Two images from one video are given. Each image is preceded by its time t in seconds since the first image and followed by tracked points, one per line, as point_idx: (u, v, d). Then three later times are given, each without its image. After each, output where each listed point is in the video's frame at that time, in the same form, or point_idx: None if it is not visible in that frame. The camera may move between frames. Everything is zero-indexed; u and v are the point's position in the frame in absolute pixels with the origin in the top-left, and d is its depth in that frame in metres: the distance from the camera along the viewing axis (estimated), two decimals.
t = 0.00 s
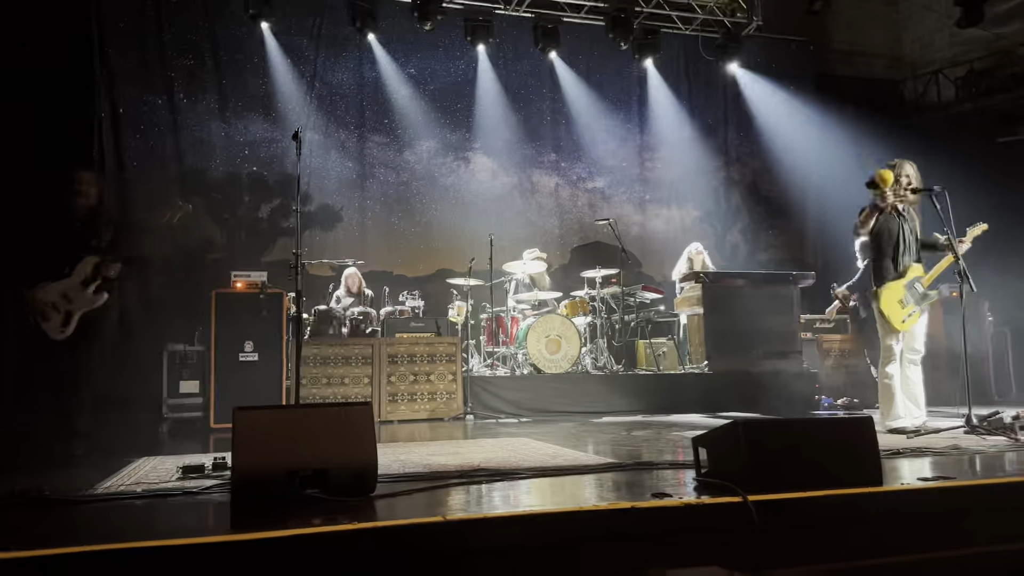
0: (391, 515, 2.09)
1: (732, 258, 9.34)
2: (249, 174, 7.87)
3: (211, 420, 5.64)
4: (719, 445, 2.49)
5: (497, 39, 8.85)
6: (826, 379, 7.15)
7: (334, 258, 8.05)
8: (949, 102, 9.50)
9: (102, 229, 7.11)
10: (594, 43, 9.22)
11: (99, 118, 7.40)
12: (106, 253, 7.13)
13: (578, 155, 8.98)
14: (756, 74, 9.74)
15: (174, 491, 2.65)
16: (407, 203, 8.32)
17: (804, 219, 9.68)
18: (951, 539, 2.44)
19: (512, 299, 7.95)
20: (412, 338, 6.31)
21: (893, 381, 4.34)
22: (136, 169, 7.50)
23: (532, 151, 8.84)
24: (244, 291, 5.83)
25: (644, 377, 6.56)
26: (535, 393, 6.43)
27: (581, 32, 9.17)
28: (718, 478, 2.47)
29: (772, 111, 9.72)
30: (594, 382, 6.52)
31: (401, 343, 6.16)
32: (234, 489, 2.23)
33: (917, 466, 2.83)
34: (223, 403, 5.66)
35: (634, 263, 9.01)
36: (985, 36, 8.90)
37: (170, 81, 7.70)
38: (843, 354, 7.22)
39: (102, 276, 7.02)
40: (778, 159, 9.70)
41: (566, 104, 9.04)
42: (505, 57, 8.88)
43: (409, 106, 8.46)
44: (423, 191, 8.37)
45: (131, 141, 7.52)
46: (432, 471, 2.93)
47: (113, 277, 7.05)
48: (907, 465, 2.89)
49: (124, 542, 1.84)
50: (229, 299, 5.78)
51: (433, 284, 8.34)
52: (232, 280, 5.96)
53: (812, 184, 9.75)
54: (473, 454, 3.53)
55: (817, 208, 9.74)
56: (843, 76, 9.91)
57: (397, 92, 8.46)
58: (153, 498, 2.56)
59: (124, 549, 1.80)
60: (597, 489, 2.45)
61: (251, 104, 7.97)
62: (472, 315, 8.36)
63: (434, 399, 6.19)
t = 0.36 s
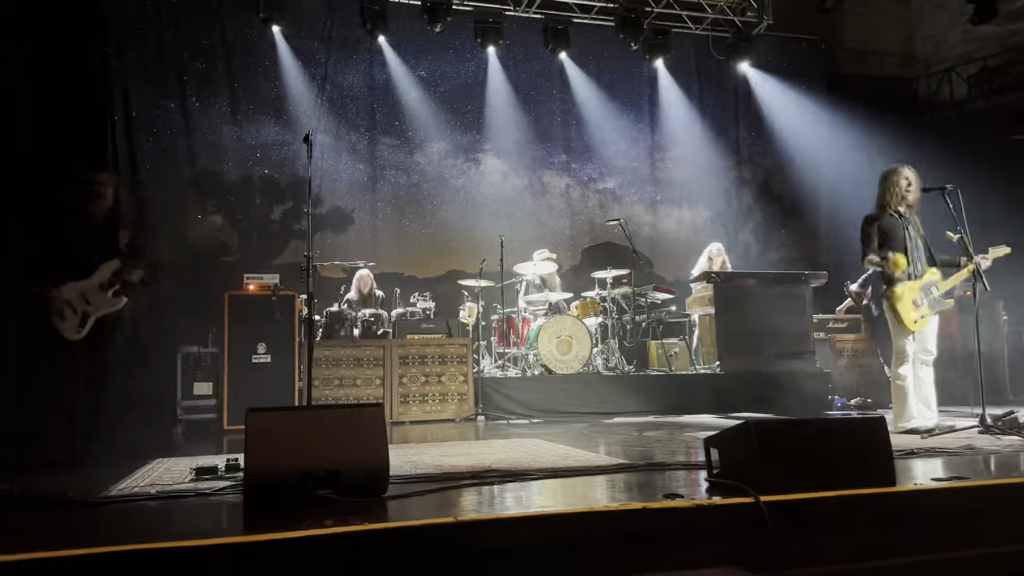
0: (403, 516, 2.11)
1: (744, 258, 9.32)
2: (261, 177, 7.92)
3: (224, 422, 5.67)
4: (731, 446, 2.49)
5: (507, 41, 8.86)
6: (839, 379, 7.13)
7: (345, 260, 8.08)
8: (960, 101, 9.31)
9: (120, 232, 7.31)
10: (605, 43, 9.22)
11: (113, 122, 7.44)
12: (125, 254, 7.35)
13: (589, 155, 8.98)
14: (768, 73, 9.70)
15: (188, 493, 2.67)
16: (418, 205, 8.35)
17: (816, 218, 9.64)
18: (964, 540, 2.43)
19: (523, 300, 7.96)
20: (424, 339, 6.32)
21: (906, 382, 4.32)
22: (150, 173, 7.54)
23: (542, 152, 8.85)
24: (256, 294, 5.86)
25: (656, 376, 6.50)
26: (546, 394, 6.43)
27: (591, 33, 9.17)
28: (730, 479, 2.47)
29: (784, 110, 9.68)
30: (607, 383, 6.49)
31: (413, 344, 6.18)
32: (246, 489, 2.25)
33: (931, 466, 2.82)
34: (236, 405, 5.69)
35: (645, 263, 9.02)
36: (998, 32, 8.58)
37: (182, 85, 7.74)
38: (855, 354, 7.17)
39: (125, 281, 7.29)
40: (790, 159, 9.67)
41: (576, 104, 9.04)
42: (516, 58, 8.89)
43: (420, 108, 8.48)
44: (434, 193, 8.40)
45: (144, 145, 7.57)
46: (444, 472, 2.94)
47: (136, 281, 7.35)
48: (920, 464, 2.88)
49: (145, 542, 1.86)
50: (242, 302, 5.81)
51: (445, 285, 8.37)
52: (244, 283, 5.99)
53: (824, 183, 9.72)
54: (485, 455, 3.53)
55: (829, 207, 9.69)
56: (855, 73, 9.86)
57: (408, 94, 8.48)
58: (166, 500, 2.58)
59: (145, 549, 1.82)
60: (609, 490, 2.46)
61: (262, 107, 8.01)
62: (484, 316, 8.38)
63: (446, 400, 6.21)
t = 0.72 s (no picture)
0: (415, 516, 2.12)
1: (755, 259, 9.28)
2: (273, 180, 7.96)
3: (237, 423, 5.69)
4: (741, 448, 2.49)
5: (517, 42, 8.87)
6: (852, 379, 7.09)
7: (357, 262, 8.11)
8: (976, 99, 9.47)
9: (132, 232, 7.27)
10: (615, 43, 9.22)
11: (126, 127, 7.49)
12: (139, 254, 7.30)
13: (599, 156, 8.97)
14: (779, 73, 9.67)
15: (201, 494, 2.69)
16: (429, 207, 8.36)
17: (828, 218, 9.58)
18: (978, 540, 2.42)
19: (534, 301, 7.97)
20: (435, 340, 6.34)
21: (916, 382, 4.29)
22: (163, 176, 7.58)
23: (552, 153, 8.85)
24: (268, 296, 5.89)
25: (668, 378, 6.48)
26: (557, 396, 6.43)
27: (601, 34, 9.17)
28: (742, 480, 2.46)
29: (796, 110, 9.63)
30: (618, 384, 6.48)
31: (424, 345, 6.19)
32: (258, 489, 2.27)
33: (944, 467, 2.81)
34: (249, 406, 5.72)
35: (656, 264, 9.00)
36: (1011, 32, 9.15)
37: (194, 89, 7.79)
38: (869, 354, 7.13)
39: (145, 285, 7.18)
40: (801, 159, 9.62)
41: (587, 106, 9.03)
42: (526, 60, 8.91)
43: (430, 110, 8.50)
44: (444, 194, 8.41)
45: (157, 150, 7.62)
46: (455, 473, 2.94)
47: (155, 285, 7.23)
48: (933, 466, 2.87)
49: (163, 543, 1.88)
50: (255, 303, 5.85)
51: (456, 286, 8.38)
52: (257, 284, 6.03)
53: (837, 183, 9.66)
54: (496, 457, 3.54)
55: (842, 207, 9.64)
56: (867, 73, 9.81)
57: (418, 96, 8.50)
58: (179, 501, 2.60)
59: (162, 550, 1.84)
60: (620, 491, 2.46)
61: (274, 110, 8.05)
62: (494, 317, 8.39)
63: (457, 401, 6.22)
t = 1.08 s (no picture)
0: (428, 517, 2.12)
1: (768, 259, 9.24)
2: (286, 182, 8.00)
3: (250, 424, 5.72)
4: (754, 450, 2.49)
5: (529, 43, 8.87)
6: (866, 381, 7.05)
7: (369, 263, 8.13)
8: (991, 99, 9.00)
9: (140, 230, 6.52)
10: (627, 43, 9.20)
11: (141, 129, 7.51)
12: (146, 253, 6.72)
13: (611, 157, 8.96)
14: (793, 73, 9.64)
15: (215, 494, 2.70)
16: (441, 208, 8.37)
17: (842, 219, 9.53)
18: (995, 543, 2.40)
19: (546, 302, 7.97)
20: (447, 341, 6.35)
21: (937, 390, 4.26)
22: (176, 178, 7.60)
23: (565, 154, 8.84)
24: (281, 296, 5.92)
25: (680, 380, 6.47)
26: (569, 397, 6.42)
27: (613, 34, 9.15)
28: (756, 482, 2.46)
29: (809, 110, 9.60)
30: (630, 385, 6.47)
31: (436, 346, 6.20)
32: (272, 488, 2.28)
33: (960, 469, 2.79)
34: (262, 407, 5.74)
35: (668, 265, 8.99)
36: None
37: (208, 91, 7.82)
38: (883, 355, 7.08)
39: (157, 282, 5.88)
40: (815, 159, 9.58)
41: (599, 107, 9.02)
42: (537, 60, 8.90)
43: (442, 112, 8.51)
44: (456, 195, 8.42)
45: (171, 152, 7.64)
46: (467, 474, 2.94)
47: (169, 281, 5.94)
48: (950, 467, 2.85)
49: (178, 543, 1.89)
50: (268, 305, 5.88)
51: (468, 287, 8.39)
52: (270, 286, 6.06)
53: (850, 183, 9.61)
54: (509, 457, 3.55)
55: (855, 207, 9.58)
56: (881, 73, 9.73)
57: (430, 97, 8.51)
58: (193, 501, 2.61)
59: (188, 550, 1.86)
60: (633, 492, 2.45)
61: (286, 112, 8.09)
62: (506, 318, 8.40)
63: (469, 402, 6.22)
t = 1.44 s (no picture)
0: (440, 516, 2.13)
1: (780, 259, 9.23)
2: (299, 182, 8.04)
3: (263, 422, 5.75)
4: (767, 451, 2.48)
5: (540, 43, 8.87)
6: (880, 381, 7.01)
7: (381, 263, 8.16)
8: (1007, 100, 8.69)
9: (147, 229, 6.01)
10: (639, 42, 9.19)
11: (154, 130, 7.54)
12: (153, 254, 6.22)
13: (622, 156, 8.95)
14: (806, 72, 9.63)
15: (229, 492, 2.73)
16: (453, 208, 8.39)
17: (855, 219, 9.50)
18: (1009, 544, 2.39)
19: (557, 302, 7.98)
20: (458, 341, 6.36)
21: (955, 389, 4.25)
22: (190, 178, 7.64)
23: (576, 154, 8.84)
24: (294, 296, 5.94)
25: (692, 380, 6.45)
26: (580, 396, 6.43)
27: (625, 34, 9.16)
28: (768, 482, 2.46)
29: (821, 109, 9.59)
30: (642, 385, 6.46)
31: (447, 346, 6.21)
32: (286, 488, 2.30)
33: (976, 471, 2.78)
34: (275, 405, 5.78)
35: (680, 265, 8.99)
36: None
37: (221, 92, 7.87)
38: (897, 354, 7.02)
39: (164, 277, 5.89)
40: (827, 159, 9.55)
41: (610, 107, 9.02)
42: (548, 60, 8.90)
43: (453, 112, 8.53)
44: (467, 195, 8.43)
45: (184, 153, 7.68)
46: (479, 473, 2.95)
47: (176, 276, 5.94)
48: (965, 468, 2.84)
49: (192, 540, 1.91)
50: (280, 304, 5.91)
51: (479, 287, 8.40)
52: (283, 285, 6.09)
53: (863, 183, 9.56)
54: (521, 457, 3.55)
55: (868, 206, 9.54)
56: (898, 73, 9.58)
57: (442, 98, 8.53)
58: (207, 498, 2.64)
59: (205, 547, 1.87)
60: (644, 492, 2.46)
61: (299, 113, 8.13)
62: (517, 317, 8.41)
63: (480, 402, 6.22)
